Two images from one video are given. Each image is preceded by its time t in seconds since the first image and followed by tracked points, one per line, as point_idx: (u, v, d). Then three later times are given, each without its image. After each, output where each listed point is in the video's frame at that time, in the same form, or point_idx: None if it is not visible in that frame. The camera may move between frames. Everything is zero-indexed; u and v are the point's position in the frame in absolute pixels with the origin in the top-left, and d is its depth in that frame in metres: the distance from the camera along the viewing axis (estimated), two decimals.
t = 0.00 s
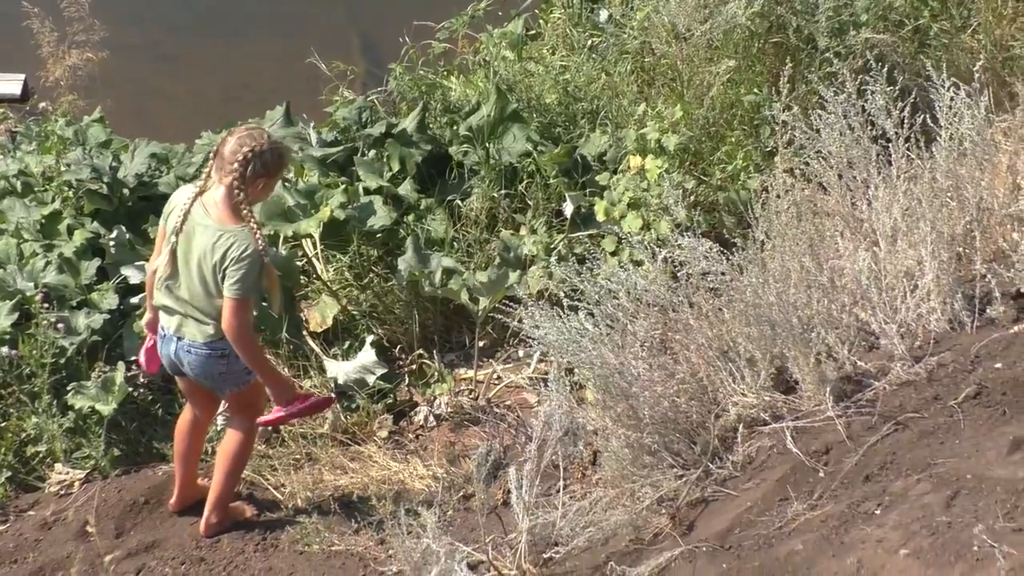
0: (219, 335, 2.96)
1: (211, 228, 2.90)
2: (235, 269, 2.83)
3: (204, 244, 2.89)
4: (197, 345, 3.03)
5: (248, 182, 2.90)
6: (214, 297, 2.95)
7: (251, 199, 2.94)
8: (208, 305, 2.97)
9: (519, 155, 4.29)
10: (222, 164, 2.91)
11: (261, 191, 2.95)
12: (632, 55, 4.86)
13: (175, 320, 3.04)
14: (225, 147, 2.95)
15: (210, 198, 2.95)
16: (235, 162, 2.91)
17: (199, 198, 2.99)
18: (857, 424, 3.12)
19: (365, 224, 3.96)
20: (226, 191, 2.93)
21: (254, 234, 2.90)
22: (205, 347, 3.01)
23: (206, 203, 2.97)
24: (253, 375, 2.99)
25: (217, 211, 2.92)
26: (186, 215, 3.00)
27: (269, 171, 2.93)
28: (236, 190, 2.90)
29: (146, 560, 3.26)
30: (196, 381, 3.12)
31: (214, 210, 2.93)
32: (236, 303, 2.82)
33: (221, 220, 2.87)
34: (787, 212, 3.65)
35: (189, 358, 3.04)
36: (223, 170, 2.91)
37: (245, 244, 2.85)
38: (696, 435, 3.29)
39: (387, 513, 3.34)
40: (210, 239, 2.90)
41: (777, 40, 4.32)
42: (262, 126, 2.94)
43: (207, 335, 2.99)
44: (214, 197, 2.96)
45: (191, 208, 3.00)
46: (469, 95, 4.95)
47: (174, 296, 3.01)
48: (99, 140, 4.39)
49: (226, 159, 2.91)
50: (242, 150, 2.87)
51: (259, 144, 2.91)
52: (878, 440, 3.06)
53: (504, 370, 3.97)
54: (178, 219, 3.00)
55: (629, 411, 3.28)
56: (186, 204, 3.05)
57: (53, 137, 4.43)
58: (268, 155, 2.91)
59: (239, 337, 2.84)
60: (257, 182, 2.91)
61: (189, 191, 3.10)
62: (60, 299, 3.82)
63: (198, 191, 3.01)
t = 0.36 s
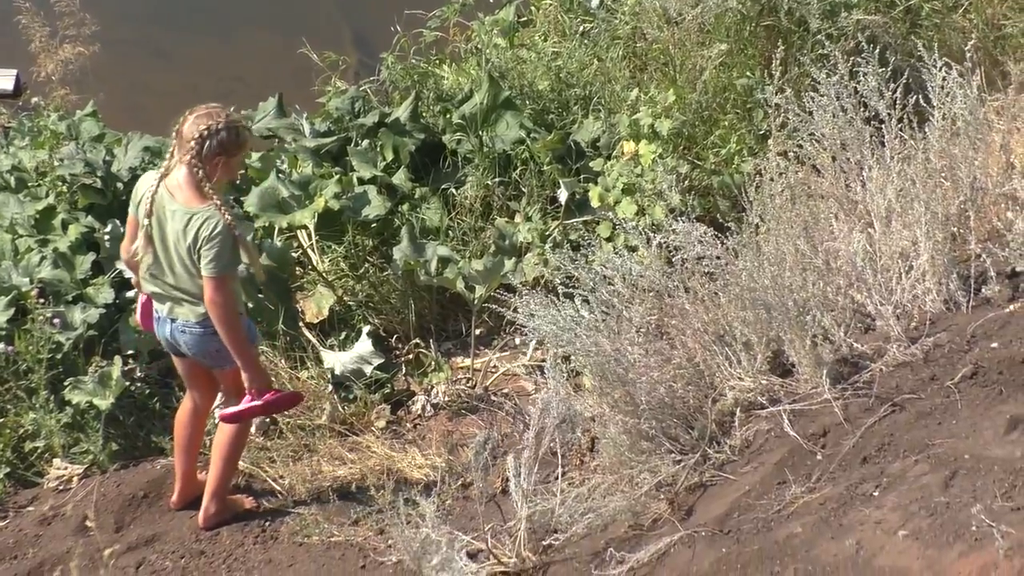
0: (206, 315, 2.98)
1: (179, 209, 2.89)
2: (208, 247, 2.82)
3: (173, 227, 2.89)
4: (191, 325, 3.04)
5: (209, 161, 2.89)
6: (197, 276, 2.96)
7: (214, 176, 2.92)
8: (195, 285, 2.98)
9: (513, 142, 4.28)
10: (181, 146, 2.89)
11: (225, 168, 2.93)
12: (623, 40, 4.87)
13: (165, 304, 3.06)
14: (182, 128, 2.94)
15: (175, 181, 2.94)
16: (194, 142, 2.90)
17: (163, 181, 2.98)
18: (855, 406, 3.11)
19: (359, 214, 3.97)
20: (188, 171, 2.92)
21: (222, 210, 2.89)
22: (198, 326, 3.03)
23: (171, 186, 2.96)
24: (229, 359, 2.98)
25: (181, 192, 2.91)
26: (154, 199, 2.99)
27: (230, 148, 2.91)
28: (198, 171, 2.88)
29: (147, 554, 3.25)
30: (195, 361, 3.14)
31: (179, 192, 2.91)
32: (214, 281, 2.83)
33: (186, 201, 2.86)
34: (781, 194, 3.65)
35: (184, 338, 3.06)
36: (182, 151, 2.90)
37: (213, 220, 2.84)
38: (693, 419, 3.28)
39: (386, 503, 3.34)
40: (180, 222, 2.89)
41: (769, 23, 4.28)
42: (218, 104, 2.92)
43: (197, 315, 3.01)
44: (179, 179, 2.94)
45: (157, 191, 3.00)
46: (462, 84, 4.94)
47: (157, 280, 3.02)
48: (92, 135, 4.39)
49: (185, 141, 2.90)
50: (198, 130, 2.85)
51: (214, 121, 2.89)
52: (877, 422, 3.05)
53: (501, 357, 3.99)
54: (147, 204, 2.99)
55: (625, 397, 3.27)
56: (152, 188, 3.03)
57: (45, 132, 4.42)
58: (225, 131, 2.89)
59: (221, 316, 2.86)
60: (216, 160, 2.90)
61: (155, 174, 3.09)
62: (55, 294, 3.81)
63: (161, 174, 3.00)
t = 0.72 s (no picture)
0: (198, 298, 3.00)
1: (159, 195, 2.91)
2: (189, 230, 2.83)
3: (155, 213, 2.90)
4: (186, 304, 3.08)
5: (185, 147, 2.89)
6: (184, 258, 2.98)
7: (192, 160, 2.93)
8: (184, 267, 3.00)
9: (511, 130, 4.29)
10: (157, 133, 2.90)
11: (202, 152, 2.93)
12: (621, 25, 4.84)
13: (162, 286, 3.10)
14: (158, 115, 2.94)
15: (155, 166, 2.95)
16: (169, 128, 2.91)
17: (144, 167, 2.98)
18: (855, 391, 3.13)
19: (358, 203, 3.92)
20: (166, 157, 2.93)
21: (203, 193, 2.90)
22: (194, 305, 3.07)
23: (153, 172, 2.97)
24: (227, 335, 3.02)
25: (161, 178, 2.92)
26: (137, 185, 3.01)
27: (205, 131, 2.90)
28: (175, 157, 2.89)
29: (149, 544, 3.27)
30: (198, 342, 3.16)
31: (159, 178, 2.92)
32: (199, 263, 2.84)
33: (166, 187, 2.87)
34: (779, 179, 3.66)
35: (181, 317, 3.09)
36: (159, 138, 2.90)
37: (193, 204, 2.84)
38: (694, 405, 3.28)
39: (387, 491, 3.34)
40: (162, 207, 2.90)
41: (766, 7, 4.34)
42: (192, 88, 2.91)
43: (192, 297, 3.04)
44: (158, 165, 2.95)
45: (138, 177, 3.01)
46: (460, 71, 4.93)
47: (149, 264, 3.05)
48: (90, 126, 4.39)
49: (161, 127, 2.91)
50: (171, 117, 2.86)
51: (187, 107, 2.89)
52: (877, 406, 3.06)
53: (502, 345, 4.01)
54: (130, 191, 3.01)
55: (625, 383, 3.27)
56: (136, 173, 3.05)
57: (44, 124, 4.43)
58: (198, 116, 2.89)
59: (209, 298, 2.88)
60: (191, 144, 2.91)
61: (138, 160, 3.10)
62: (55, 286, 3.80)
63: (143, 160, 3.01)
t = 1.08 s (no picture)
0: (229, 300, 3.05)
1: (186, 199, 2.93)
2: (220, 234, 2.86)
3: (184, 217, 2.93)
4: (219, 304, 3.16)
5: (214, 152, 2.91)
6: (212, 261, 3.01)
7: (221, 165, 2.95)
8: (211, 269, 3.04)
9: (511, 120, 4.29)
10: (187, 137, 2.92)
11: (229, 157, 2.95)
12: (619, 15, 4.86)
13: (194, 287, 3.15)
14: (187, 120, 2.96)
15: (183, 171, 2.97)
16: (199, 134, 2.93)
17: (172, 170, 3.01)
18: (855, 380, 3.12)
19: (358, 192, 3.95)
20: (195, 162, 2.95)
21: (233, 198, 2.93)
22: (225, 306, 3.15)
23: (181, 175, 2.99)
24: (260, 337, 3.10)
25: (188, 182, 2.94)
26: (164, 188, 3.03)
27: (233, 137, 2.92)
28: (204, 163, 2.91)
29: (149, 535, 3.27)
30: (231, 336, 3.25)
31: (186, 182, 2.94)
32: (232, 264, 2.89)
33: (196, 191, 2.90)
34: (781, 169, 3.66)
35: (215, 315, 3.18)
36: (188, 142, 2.93)
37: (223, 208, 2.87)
38: (694, 396, 3.27)
39: (387, 481, 3.34)
40: (189, 211, 2.93)
41: None
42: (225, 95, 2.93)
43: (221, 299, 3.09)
44: (186, 169, 2.97)
45: (166, 180, 3.03)
46: (460, 61, 4.91)
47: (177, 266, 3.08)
48: (90, 116, 4.37)
49: (190, 132, 2.93)
50: (201, 123, 2.89)
51: (217, 114, 2.92)
52: (877, 397, 3.05)
53: (502, 336, 4.00)
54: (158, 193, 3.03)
55: (625, 372, 3.27)
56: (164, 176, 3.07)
57: (44, 114, 4.42)
58: (227, 122, 2.91)
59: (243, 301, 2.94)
60: (220, 150, 2.92)
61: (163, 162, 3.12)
62: (55, 276, 3.79)
63: (169, 164, 3.03)
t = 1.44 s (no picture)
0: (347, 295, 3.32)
1: (356, 196, 3.20)
2: (376, 236, 3.16)
3: (347, 209, 3.21)
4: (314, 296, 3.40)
5: (388, 162, 3.16)
6: (345, 251, 3.28)
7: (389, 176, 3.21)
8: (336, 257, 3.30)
9: (520, 127, 4.39)
10: (371, 139, 3.17)
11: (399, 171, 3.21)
12: (625, 27, 4.88)
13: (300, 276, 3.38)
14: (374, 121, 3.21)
15: (355, 169, 3.24)
16: (382, 140, 3.17)
17: (346, 164, 3.28)
18: (850, 380, 3.25)
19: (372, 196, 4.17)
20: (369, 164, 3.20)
21: (395, 205, 3.23)
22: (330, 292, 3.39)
23: (352, 169, 3.25)
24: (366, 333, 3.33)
25: (360, 180, 3.21)
26: (333, 176, 3.30)
27: (409, 156, 3.18)
28: (376, 168, 3.16)
29: (169, 524, 3.41)
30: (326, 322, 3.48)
31: (358, 178, 3.21)
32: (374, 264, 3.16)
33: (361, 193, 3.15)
34: (779, 176, 3.76)
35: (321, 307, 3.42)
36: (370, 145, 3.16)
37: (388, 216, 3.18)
38: (694, 393, 3.41)
39: (398, 474, 3.48)
40: (353, 207, 3.20)
41: (767, 9, 4.47)
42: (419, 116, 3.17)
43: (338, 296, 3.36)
44: (359, 169, 3.23)
45: (338, 170, 3.30)
46: (471, 68, 5.04)
47: (306, 250, 3.33)
48: (114, 119, 4.51)
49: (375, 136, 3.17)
50: (388, 134, 3.11)
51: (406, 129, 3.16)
52: (870, 396, 3.18)
53: (509, 335, 4.14)
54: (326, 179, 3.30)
55: (627, 371, 3.44)
56: (333, 164, 3.34)
57: (70, 117, 4.57)
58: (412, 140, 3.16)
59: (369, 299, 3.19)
60: (396, 163, 3.17)
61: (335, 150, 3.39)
62: (80, 274, 3.94)
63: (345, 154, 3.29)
